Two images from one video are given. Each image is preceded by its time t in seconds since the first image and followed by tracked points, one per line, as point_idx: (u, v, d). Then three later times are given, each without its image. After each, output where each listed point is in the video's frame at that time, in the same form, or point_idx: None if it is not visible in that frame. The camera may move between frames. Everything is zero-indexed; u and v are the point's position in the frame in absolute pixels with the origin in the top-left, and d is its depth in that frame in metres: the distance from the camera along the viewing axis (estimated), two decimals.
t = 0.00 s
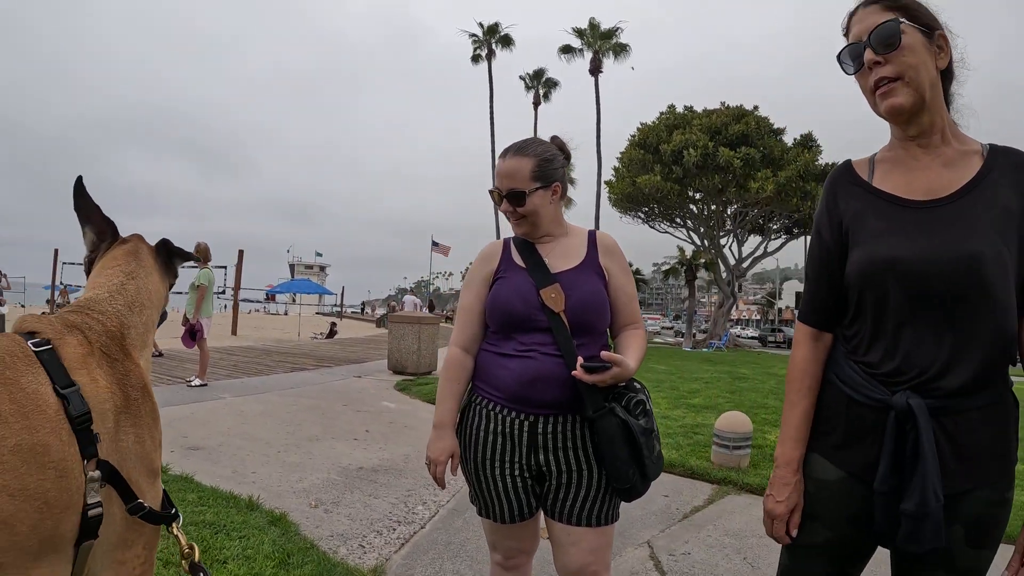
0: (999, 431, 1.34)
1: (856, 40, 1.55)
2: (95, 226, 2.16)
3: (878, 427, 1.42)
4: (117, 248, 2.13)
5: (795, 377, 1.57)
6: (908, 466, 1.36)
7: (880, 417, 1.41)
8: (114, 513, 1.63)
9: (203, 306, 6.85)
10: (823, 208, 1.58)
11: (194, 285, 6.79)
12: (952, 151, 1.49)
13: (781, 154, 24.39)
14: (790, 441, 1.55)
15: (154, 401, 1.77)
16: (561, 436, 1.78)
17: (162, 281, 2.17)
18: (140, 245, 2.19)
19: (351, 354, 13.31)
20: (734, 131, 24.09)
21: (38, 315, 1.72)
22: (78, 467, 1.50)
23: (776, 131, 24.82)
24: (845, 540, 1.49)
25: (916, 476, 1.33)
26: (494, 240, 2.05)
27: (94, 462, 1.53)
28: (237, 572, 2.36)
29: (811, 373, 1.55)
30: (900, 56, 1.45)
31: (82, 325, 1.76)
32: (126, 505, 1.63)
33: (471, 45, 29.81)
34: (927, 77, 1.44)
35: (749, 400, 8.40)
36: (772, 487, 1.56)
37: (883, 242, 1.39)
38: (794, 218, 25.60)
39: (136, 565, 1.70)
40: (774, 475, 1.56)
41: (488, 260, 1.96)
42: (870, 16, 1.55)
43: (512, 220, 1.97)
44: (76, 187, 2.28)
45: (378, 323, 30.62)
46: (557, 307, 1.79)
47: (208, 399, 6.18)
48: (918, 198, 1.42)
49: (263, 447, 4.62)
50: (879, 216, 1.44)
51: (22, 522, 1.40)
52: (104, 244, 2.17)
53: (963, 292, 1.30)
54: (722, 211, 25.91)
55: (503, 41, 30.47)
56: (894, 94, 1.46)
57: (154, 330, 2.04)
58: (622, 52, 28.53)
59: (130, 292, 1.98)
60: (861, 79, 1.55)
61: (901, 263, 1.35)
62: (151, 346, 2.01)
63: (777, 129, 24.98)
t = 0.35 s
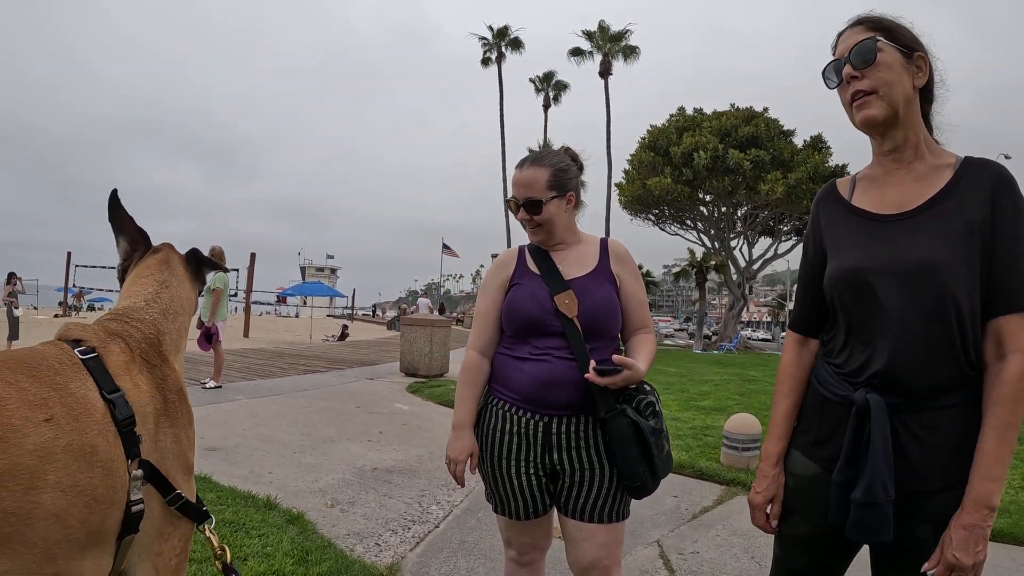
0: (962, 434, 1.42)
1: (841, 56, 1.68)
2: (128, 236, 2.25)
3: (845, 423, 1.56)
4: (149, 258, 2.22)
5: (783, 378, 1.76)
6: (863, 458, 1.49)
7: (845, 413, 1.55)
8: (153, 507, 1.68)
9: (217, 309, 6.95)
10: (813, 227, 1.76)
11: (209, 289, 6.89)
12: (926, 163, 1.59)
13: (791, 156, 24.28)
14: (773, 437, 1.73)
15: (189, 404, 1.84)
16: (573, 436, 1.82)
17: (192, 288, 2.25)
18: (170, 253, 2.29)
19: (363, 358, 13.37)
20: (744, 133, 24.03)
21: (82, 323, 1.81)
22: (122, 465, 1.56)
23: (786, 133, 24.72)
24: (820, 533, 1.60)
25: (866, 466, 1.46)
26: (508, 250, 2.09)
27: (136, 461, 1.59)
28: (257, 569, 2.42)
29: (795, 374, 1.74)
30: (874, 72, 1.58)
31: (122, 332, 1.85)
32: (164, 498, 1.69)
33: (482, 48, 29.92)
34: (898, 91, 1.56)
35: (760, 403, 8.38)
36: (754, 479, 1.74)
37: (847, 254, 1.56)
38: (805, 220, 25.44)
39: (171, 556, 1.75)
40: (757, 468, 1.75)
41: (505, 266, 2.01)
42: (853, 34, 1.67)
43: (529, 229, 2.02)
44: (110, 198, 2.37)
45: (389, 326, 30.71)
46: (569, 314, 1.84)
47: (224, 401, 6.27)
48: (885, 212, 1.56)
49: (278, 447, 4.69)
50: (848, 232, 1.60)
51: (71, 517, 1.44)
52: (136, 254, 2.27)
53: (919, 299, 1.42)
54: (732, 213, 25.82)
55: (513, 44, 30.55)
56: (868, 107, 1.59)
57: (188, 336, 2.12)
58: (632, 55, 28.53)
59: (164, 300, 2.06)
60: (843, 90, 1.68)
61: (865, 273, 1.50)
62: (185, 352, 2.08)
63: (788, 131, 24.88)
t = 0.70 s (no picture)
0: (958, 435, 1.41)
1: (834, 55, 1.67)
2: (139, 239, 2.31)
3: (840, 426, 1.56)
4: (155, 260, 2.27)
5: (781, 383, 1.77)
6: (857, 460, 1.48)
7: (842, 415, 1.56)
8: (159, 499, 1.71)
9: (231, 312, 7.05)
10: (809, 231, 1.77)
11: (224, 292, 6.98)
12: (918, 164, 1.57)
13: (804, 156, 24.11)
14: (769, 443, 1.75)
15: (194, 400, 1.89)
16: (573, 435, 1.84)
17: (199, 289, 2.31)
18: (176, 255, 2.34)
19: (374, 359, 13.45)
20: (755, 133, 23.89)
21: (91, 323, 1.86)
22: (129, 459, 1.60)
23: (798, 133, 24.56)
24: (814, 537, 1.61)
25: (860, 470, 1.45)
26: (510, 250, 2.11)
27: (143, 456, 1.63)
28: (264, 566, 2.46)
29: (792, 378, 1.75)
30: (867, 72, 1.57)
31: (130, 333, 1.90)
32: (170, 489, 1.72)
33: (492, 50, 30.02)
34: (889, 93, 1.55)
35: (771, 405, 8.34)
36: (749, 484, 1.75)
37: (839, 257, 1.56)
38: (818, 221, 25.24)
39: (178, 548, 1.77)
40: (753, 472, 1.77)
41: (506, 267, 2.04)
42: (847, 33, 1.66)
43: (530, 229, 2.04)
44: (121, 203, 2.43)
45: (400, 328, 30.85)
46: (568, 313, 1.86)
47: (234, 402, 6.35)
48: (877, 213, 1.56)
49: (288, 448, 4.75)
50: (842, 235, 1.60)
51: (79, 505, 1.48)
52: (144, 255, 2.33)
53: (908, 300, 1.41)
54: (744, 214, 25.67)
55: (523, 46, 30.61)
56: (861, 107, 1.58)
57: (194, 335, 2.17)
58: (642, 56, 28.49)
59: (171, 300, 2.11)
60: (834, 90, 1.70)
61: (855, 275, 1.50)
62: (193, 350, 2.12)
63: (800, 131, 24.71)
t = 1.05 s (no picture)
0: (947, 441, 1.28)
1: (837, 41, 1.57)
2: (145, 245, 2.43)
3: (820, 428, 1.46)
4: (160, 263, 2.38)
5: (754, 377, 1.78)
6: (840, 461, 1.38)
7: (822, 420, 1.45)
8: (159, 481, 1.80)
9: (242, 313, 7.20)
10: (788, 238, 1.69)
11: (237, 294, 7.14)
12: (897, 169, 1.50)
13: (815, 156, 23.96)
14: (731, 429, 1.76)
15: (193, 394, 2.01)
16: (553, 431, 1.92)
17: (202, 292, 2.42)
18: (181, 260, 2.45)
19: (384, 360, 13.59)
20: (765, 133, 23.78)
21: (101, 323, 1.98)
22: (132, 443, 1.71)
23: (809, 132, 24.41)
24: (793, 542, 1.50)
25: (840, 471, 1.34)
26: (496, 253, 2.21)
27: (146, 440, 1.73)
28: (266, 557, 2.57)
29: (765, 374, 1.75)
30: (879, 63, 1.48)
31: (135, 331, 2.01)
32: (170, 473, 1.81)
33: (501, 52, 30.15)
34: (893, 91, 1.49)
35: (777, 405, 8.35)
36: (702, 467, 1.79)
37: (816, 266, 1.49)
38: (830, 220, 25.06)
39: (177, 528, 1.86)
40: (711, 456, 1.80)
41: (491, 268, 2.14)
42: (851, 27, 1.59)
43: (523, 224, 2.11)
44: (128, 212, 2.54)
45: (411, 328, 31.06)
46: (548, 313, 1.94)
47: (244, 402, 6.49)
48: (855, 220, 1.48)
49: (295, 446, 4.87)
50: (820, 242, 1.53)
51: (85, 483, 1.59)
52: (151, 259, 2.45)
53: (884, 309, 1.33)
54: (755, 214, 25.56)
55: (532, 48, 30.69)
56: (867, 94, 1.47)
57: (196, 336, 2.28)
58: (652, 56, 28.46)
59: (176, 302, 2.22)
60: (827, 76, 1.55)
61: (830, 285, 1.42)
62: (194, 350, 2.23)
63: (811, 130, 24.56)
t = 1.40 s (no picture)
0: (892, 424, 1.37)
1: (800, 45, 1.65)
2: (160, 245, 2.57)
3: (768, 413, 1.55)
4: (175, 262, 2.52)
5: (715, 370, 1.84)
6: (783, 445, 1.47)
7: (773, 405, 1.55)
8: (169, 456, 1.92)
9: (248, 313, 7.36)
10: (747, 230, 1.78)
11: (244, 293, 7.32)
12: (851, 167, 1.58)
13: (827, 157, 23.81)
14: (700, 425, 1.80)
15: (202, 379, 2.14)
16: (537, 423, 2.02)
17: (212, 289, 2.56)
18: (193, 259, 2.59)
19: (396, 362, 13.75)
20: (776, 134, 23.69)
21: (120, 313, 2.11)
22: (146, 420, 1.84)
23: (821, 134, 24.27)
24: (746, 523, 1.61)
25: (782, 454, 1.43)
26: (487, 253, 2.33)
27: (159, 418, 1.87)
28: (272, 543, 2.70)
29: (727, 367, 1.81)
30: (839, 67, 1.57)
31: (151, 321, 2.14)
32: (180, 448, 1.94)
33: (512, 56, 30.33)
34: (851, 93, 1.57)
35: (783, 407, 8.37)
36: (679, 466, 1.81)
37: (771, 257, 1.58)
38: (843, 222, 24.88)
39: (184, 500, 1.97)
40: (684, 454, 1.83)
41: (482, 268, 2.26)
42: (814, 33, 1.67)
43: (510, 220, 2.23)
44: (145, 215, 2.69)
45: (423, 330, 31.24)
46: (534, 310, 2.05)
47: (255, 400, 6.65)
48: (809, 214, 1.56)
49: (304, 442, 5.01)
50: (775, 234, 1.61)
51: (104, 451, 1.72)
52: (166, 258, 2.59)
53: (834, 298, 1.41)
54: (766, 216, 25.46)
55: (543, 51, 30.84)
56: (826, 94, 1.55)
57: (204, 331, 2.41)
58: (662, 58, 28.47)
59: (189, 296, 2.36)
60: (789, 77, 1.63)
61: (785, 275, 1.51)
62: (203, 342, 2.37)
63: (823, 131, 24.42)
